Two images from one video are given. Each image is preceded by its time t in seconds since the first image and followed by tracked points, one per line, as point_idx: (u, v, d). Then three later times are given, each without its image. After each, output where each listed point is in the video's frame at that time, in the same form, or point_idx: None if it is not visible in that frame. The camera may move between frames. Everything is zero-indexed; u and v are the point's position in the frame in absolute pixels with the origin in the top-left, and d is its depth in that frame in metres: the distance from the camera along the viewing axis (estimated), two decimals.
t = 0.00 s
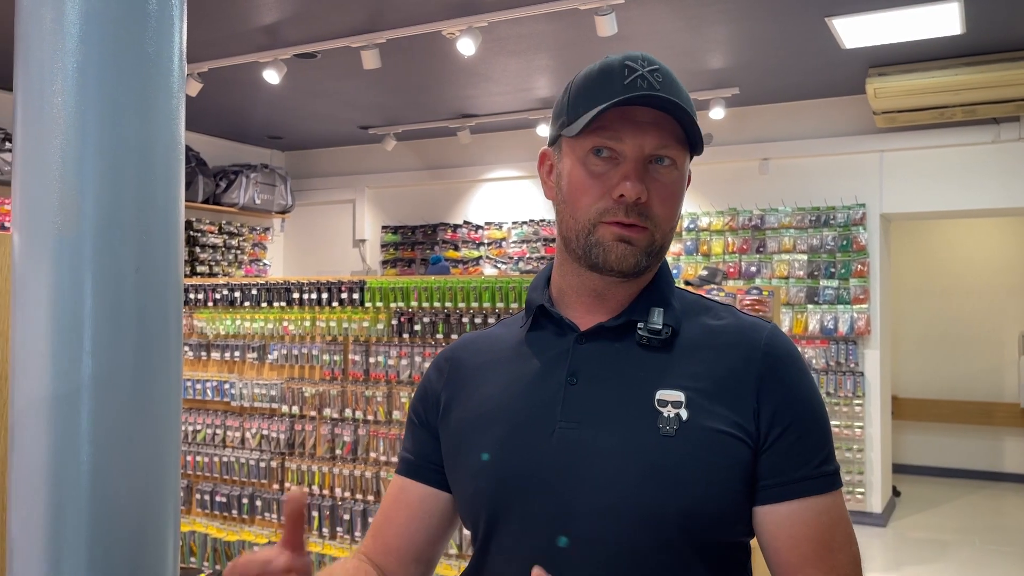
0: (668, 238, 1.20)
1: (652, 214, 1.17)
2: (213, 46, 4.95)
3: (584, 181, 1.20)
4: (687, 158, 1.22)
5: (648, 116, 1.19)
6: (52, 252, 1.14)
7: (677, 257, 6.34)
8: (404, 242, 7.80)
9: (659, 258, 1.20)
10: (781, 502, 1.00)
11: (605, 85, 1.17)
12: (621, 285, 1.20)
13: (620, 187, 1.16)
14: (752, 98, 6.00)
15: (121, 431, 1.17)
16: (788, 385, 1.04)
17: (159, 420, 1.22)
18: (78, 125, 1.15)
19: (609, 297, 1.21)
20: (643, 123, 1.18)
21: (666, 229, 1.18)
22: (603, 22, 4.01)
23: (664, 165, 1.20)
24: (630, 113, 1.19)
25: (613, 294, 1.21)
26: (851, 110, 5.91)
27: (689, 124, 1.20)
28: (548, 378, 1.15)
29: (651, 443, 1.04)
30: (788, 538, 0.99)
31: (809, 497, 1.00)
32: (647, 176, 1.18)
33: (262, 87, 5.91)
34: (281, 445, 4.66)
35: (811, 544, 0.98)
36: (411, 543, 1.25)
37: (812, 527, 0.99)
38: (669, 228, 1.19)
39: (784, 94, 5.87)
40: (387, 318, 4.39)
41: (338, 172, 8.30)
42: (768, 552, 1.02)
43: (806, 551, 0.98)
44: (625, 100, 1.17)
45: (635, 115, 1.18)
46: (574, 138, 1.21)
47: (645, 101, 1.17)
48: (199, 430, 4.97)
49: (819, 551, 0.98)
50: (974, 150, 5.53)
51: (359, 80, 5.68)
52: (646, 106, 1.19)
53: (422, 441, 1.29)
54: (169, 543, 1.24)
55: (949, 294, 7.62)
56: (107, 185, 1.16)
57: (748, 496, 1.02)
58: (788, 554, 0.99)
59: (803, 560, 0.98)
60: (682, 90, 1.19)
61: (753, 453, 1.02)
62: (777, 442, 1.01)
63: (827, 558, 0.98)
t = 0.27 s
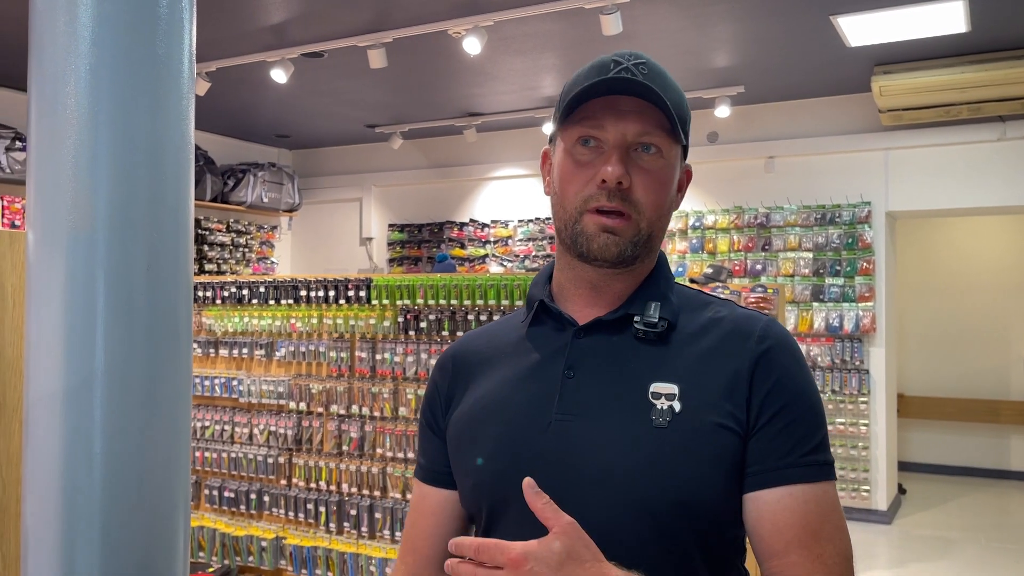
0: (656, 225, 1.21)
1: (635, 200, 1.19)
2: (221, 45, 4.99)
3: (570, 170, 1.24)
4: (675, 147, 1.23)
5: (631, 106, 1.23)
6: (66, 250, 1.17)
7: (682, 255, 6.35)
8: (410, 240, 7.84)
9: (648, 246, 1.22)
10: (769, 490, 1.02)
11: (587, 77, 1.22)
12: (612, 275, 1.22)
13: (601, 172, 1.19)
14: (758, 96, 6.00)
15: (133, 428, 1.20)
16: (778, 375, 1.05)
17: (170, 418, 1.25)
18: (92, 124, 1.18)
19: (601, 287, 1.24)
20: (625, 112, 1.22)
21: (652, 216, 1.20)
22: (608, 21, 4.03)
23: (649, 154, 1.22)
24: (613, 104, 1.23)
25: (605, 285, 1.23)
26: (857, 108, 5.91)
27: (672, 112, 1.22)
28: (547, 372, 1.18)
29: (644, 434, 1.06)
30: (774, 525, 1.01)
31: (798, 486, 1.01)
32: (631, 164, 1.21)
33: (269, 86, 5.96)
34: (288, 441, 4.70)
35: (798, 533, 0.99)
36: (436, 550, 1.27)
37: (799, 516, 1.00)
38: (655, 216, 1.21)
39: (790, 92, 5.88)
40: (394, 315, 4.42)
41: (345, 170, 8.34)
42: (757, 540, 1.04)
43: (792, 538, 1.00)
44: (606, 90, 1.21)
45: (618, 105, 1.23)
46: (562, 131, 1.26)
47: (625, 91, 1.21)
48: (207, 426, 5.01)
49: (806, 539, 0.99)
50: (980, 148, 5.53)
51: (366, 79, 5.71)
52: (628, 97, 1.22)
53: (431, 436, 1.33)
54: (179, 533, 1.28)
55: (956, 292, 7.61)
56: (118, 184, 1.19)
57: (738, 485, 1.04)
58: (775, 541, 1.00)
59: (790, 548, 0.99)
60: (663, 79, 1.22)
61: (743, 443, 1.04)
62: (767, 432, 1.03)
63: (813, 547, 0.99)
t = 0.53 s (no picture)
0: (628, 222, 1.24)
1: (603, 201, 1.23)
2: (230, 45, 5.05)
3: (541, 176, 1.28)
4: (643, 143, 1.26)
5: (595, 107, 1.25)
6: (82, 247, 1.18)
7: (688, 252, 6.37)
8: (417, 238, 7.86)
9: (623, 244, 1.25)
10: (749, 476, 1.05)
11: (550, 84, 1.26)
12: (589, 275, 1.26)
13: (567, 177, 1.23)
14: (763, 94, 6.02)
15: (148, 425, 1.21)
16: (755, 365, 1.08)
17: (183, 416, 1.26)
18: (106, 123, 1.19)
19: (582, 286, 1.27)
20: (589, 115, 1.25)
21: (622, 215, 1.23)
22: (613, 20, 4.07)
23: (616, 153, 1.25)
24: (577, 107, 1.26)
25: (584, 284, 1.27)
26: (862, 105, 5.92)
27: (636, 111, 1.24)
28: (534, 366, 1.22)
29: (626, 425, 1.10)
30: (755, 511, 1.04)
31: (776, 472, 1.04)
32: (597, 165, 1.24)
33: (277, 84, 6.01)
34: (297, 436, 4.75)
35: (779, 517, 1.03)
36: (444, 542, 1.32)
37: (779, 501, 1.03)
38: (626, 214, 1.24)
39: (795, 90, 5.89)
40: (400, 312, 4.47)
41: (352, 168, 8.40)
42: (740, 524, 1.07)
43: (774, 522, 1.03)
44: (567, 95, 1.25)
45: (581, 107, 1.26)
46: (532, 137, 1.31)
47: (586, 94, 1.24)
48: (217, 422, 5.07)
49: (787, 523, 1.03)
50: (986, 145, 5.54)
51: (373, 78, 5.76)
52: (590, 99, 1.25)
53: (431, 431, 1.38)
54: (193, 529, 1.29)
55: (962, 289, 7.60)
56: (133, 183, 1.20)
57: (719, 472, 1.08)
58: (755, 526, 1.04)
59: (770, 532, 1.03)
60: (625, 78, 1.24)
61: (722, 431, 1.08)
62: (745, 421, 1.06)
63: (793, 531, 1.02)
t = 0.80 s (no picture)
0: (620, 219, 1.28)
1: (596, 199, 1.26)
2: (239, 44, 5.10)
3: (535, 175, 1.31)
4: (633, 142, 1.29)
5: (586, 108, 1.29)
6: (99, 243, 1.21)
7: (694, 250, 6.39)
8: (425, 235, 7.93)
9: (615, 240, 1.28)
10: (740, 463, 1.08)
11: (542, 86, 1.29)
12: (583, 270, 1.29)
13: (561, 176, 1.26)
14: (769, 92, 6.03)
15: (161, 417, 1.24)
16: (745, 356, 1.12)
17: (196, 409, 1.29)
18: (121, 122, 1.22)
19: (577, 281, 1.30)
20: (580, 115, 1.28)
21: (614, 211, 1.27)
22: (618, 19, 4.09)
23: (608, 152, 1.28)
24: (569, 108, 1.29)
25: (579, 279, 1.30)
26: (868, 103, 5.92)
27: (627, 111, 1.27)
28: (532, 359, 1.26)
29: (620, 414, 1.14)
30: (745, 496, 1.07)
31: (766, 459, 1.07)
32: (589, 164, 1.28)
33: (286, 83, 6.06)
34: (305, 431, 4.81)
35: (768, 503, 1.06)
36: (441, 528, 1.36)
37: (769, 487, 1.06)
38: (618, 211, 1.27)
39: (801, 88, 5.90)
40: (408, 308, 4.51)
41: (360, 166, 8.45)
42: (731, 510, 1.11)
43: (764, 508, 1.06)
44: (559, 96, 1.28)
45: (573, 109, 1.29)
46: (526, 137, 1.34)
47: (577, 96, 1.27)
48: (227, 417, 5.12)
49: (777, 508, 1.06)
50: (992, 142, 5.54)
51: (380, 76, 5.80)
52: (581, 100, 1.28)
53: (433, 423, 1.42)
54: (206, 520, 1.31)
55: (968, 287, 7.60)
56: (147, 181, 1.23)
57: (710, 460, 1.11)
58: (747, 512, 1.07)
59: (761, 517, 1.06)
60: (615, 80, 1.27)
61: (713, 419, 1.11)
62: (735, 410, 1.10)
63: (783, 516, 1.06)
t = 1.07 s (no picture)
0: (621, 215, 1.31)
1: (599, 194, 1.29)
2: (247, 43, 5.14)
3: (540, 170, 1.34)
4: (636, 140, 1.32)
5: (591, 106, 1.31)
6: (114, 237, 1.24)
7: (700, 247, 6.40)
8: (431, 233, 7.90)
9: (617, 234, 1.31)
10: (743, 453, 1.11)
11: (548, 83, 1.32)
12: (585, 263, 1.32)
13: (565, 171, 1.29)
14: (775, 89, 6.04)
15: (174, 411, 1.26)
16: (743, 347, 1.15)
17: (207, 403, 1.31)
18: (135, 118, 1.25)
19: (578, 275, 1.33)
20: (585, 113, 1.31)
21: (616, 206, 1.29)
22: (624, 17, 4.11)
23: (611, 149, 1.31)
24: (574, 105, 1.32)
25: (581, 273, 1.33)
26: (874, 100, 5.93)
27: (630, 109, 1.30)
28: (534, 350, 1.29)
29: (622, 403, 1.16)
30: (747, 484, 1.10)
31: (767, 447, 1.10)
32: (593, 160, 1.30)
33: (293, 82, 6.10)
34: (313, 426, 4.85)
35: (770, 490, 1.09)
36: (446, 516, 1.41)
37: (770, 474, 1.09)
38: (620, 206, 1.30)
39: (807, 85, 5.90)
40: (414, 305, 4.54)
41: (367, 164, 8.49)
42: (733, 498, 1.14)
43: (764, 497, 1.09)
44: (565, 94, 1.31)
45: (578, 106, 1.32)
46: (532, 134, 1.37)
47: (583, 93, 1.30)
48: (236, 413, 5.17)
49: (778, 496, 1.09)
50: (998, 139, 5.54)
51: (387, 75, 5.83)
52: (587, 98, 1.31)
53: (436, 417, 1.45)
54: (218, 509, 1.33)
55: (975, 284, 7.59)
56: (161, 176, 1.26)
57: (711, 448, 1.14)
58: (749, 500, 1.10)
59: (763, 505, 1.09)
60: (620, 80, 1.30)
61: (713, 408, 1.14)
62: (735, 399, 1.13)
63: (784, 503, 1.09)
